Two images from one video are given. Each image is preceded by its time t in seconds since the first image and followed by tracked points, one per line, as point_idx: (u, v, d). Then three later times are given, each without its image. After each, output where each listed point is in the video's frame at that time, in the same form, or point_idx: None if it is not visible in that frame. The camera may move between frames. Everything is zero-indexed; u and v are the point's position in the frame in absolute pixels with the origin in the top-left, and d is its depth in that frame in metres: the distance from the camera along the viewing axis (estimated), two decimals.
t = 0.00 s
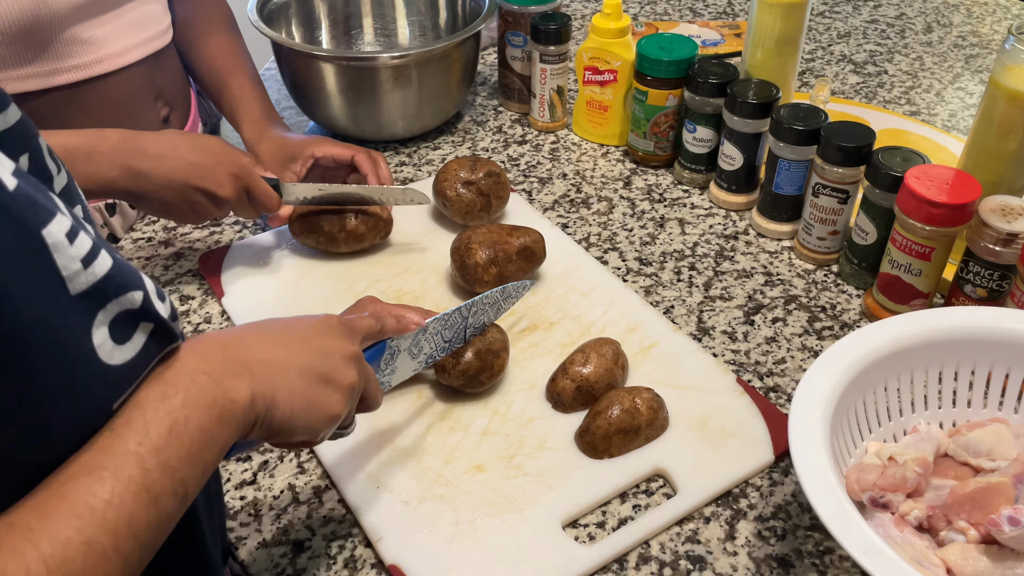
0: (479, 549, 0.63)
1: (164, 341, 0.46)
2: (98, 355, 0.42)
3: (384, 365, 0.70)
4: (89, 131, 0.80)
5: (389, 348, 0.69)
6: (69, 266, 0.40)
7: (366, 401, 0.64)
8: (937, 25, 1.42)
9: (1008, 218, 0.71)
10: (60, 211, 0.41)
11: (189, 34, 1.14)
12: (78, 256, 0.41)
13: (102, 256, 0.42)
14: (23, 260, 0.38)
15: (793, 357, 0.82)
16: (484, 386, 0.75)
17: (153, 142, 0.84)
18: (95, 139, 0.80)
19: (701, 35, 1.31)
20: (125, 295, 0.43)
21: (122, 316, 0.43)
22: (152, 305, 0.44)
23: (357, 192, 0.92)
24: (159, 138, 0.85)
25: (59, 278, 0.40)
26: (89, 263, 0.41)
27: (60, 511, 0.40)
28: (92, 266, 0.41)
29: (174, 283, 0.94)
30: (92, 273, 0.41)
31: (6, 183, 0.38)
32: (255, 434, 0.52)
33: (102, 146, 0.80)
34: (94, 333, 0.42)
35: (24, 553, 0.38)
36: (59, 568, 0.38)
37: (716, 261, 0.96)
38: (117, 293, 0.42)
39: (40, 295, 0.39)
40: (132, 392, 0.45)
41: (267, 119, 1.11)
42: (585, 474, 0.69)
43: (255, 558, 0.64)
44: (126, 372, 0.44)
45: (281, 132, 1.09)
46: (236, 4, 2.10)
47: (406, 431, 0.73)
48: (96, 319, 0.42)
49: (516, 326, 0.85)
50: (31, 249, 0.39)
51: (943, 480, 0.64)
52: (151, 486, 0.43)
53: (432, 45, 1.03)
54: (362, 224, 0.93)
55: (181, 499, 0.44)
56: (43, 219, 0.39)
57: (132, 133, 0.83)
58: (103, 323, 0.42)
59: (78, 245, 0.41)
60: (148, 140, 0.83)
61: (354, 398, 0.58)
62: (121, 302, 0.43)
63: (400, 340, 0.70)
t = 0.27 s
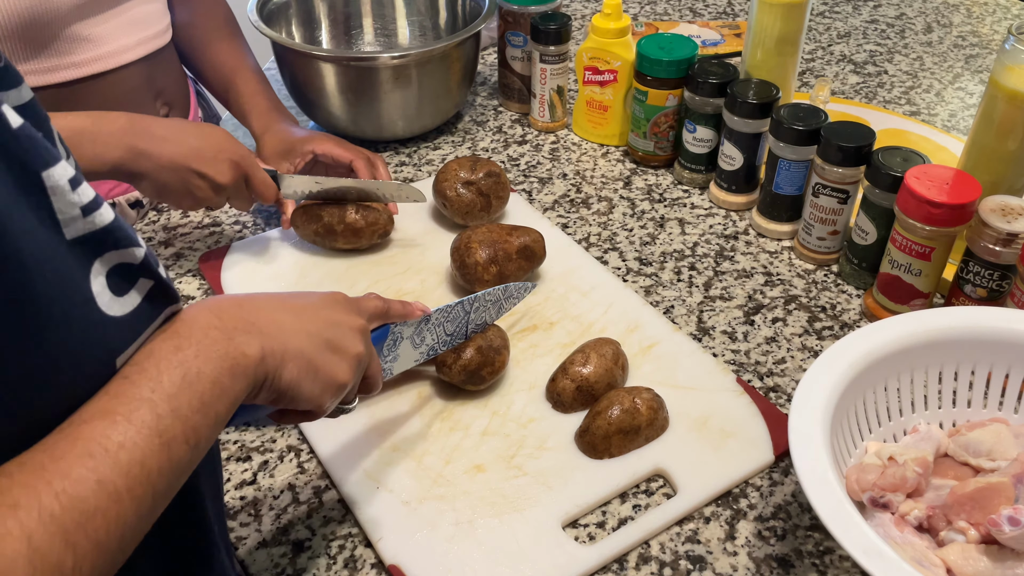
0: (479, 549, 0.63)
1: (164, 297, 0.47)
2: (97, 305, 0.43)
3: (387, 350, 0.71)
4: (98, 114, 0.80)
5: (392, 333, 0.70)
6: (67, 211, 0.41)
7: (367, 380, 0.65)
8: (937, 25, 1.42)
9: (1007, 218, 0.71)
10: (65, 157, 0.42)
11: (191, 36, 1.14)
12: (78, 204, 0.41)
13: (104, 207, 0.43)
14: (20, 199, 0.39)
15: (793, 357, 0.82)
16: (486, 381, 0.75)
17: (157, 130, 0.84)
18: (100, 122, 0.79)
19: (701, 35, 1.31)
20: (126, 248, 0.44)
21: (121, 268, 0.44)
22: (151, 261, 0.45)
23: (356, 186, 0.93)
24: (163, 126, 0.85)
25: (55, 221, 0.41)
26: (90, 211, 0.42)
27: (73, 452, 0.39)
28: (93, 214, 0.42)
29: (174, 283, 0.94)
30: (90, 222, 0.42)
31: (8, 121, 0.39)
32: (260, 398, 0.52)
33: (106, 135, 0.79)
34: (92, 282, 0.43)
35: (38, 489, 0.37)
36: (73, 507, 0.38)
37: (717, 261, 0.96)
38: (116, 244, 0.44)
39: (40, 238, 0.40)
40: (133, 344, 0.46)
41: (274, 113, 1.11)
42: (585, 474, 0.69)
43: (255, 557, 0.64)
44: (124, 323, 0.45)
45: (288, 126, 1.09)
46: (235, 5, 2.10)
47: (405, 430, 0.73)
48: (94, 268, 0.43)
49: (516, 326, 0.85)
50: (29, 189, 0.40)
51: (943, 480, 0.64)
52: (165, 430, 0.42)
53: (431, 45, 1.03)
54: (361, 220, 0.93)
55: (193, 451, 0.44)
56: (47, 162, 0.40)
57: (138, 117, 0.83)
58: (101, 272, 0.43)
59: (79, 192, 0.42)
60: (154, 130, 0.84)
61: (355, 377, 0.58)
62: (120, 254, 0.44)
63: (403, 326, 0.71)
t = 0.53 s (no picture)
0: (479, 549, 0.63)
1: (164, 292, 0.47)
2: (95, 300, 0.43)
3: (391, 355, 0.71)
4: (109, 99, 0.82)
5: (396, 336, 0.70)
6: (65, 208, 0.41)
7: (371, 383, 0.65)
8: (937, 25, 1.42)
9: (1007, 218, 0.71)
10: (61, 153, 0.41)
11: (193, 35, 1.14)
12: (76, 199, 0.41)
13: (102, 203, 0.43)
14: (18, 196, 0.39)
15: (793, 357, 0.82)
16: (487, 380, 0.75)
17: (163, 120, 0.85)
18: (110, 104, 0.81)
19: (701, 35, 1.31)
20: (126, 245, 0.44)
21: (121, 265, 0.44)
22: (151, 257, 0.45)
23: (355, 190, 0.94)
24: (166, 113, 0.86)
25: (54, 220, 0.41)
26: (87, 208, 0.42)
27: (95, 442, 0.40)
28: (90, 211, 0.42)
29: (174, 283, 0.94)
30: (88, 218, 0.42)
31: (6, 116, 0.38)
32: (270, 400, 0.52)
33: (111, 124, 0.80)
34: (91, 278, 0.43)
35: (58, 476, 0.38)
36: (90, 496, 0.38)
37: (717, 260, 0.96)
38: (115, 241, 0.43)
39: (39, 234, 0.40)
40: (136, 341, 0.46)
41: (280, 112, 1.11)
42: (586, 474, 0.69)
43: (255, 557, 0.64)
44: (124, 320, 0.45)
45: (295, 125, 1.09)
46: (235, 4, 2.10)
47: (405, 430, 0.73)
48: (93, 265, 0.43)
49: (516, 325, 0.85)
50: (27, 184, 0.39)
51: (943, 480, 0.64)
52: (182, 428, 0.42)
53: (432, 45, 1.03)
54: (362, 219, 0.93)
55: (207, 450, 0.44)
56: (42, 159, 0.40)
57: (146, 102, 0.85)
58: (101, 269, 0.43)
59: (77, 188, 0.41)
60: (162, 117, 0.85)
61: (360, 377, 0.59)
62: (119, 252, 0.44)
63: (406, 330, 0.71)
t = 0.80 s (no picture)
0: (479, 549, 0.63)
1: (152, 293, 0.47)
2: (82, 300, 0.43)
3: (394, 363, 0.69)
4: (115, 91, 0.84)
5: (397, 347, 0.68)
6: (47, 206, 0.41)
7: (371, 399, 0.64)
8: (937, 25, 1.42)
9: (1007, 218, 0.71)
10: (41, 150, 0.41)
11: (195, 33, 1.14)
12: (57, 197, 0.41)
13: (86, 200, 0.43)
14: None
15: (793, 357, 0.82)
16: (486, 381, 0.75)
17: (167, 114, 0.86)
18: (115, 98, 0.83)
19: (701, 35, 1.31)
20: (110, 244, 0.44)
21: (107, 265, 0.44)
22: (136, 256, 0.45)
23: (356, 191, 0.94)
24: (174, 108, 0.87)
25: (36, 218, 0.41)
26: (69, 206, 0.42)
27: (110, 447, 0.40)
28: (73, 208, 0.42)
29: (174, 283, 0.94)
30: (72, 216, 0.42)
31: None
32: (276, 413, 0.52)
33: (115, 116, 0.82)
34: (77, 278, 0.43)
35: (73, 480, 0.38)
36: (104, 501, 0.38)
37: (717, 260, 0.96)
38: (101, 241, 0.44)
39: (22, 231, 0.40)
40: (128, 342, 0.46)
41: (282, 111, 1.11)
42: (586, 474, 0.68)
43: (255, 557, 0.64)
44: (114, 320, 0.45)
45: (298, 124, 1.09)
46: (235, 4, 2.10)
47: (405, 430, 0.73)
48: (78, 264, 0.43)
49: (516, 325, 0.85)
50: (8, 181, 0.39)
51: (943, 480, 0.64)
52: (195, 437, 0.43)
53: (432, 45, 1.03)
54: (362, 218, 0.93)
55: (214, 460, 0.44)
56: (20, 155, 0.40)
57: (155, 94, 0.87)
58: (87, 269, 0.43)
59: (58, 185, 0.41)
60: (168, 109, 0.86)
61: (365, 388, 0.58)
62: (105, 250, 0.44)
63: (409, 339, 0.69)
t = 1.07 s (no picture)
0: (479, 549, 0.63)
1: (143, 322, 0.50)
2: (73, 334, 0.45)
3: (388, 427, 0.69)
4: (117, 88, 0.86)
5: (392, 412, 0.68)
6: (33, 241, 0.43)
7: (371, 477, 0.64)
8: (937, 25, 1.42)
9: (1007, 218, 0.71)
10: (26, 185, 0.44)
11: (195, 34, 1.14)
12: (42, 232, 0.44)
13: (70, 234, 0.45)
14: None
15: (793, 357, 0.82)
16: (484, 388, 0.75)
17: (170, 112, 0.88)
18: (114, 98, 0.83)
19: (701, 35, 1.31)
20: (99, 275, 0.46)
21: (97, 297, 0.46)
22: (121, 286, 0.48)
23: (357, 192, 0.95)
24: (176, 108, 0.89)
25: (25, 255, 0.43)
26: (53, 240, 0.44)
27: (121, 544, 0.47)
28: (57, 241, 0.44)
29: (174, 283, 0.94)
30: (57, 250, 0.44)
31: None
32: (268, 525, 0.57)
33: (116, 113, 0.84)
34: (68, 312, 0.45)
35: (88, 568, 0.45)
36: None
37: (717, 260, 0.96)
38: (87, 273, 0.46)
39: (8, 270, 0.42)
40: (122, 375, 0.48)
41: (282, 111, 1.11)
42: (586, 474, 0.68)
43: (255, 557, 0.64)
44: (106, 353, 0.47)
45: (297, 123, 1.09)
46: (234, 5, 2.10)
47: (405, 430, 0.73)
48: (69, 298, 0.45)
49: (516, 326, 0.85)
50: None
51: (943, 480, 0.64)
52: (195, 533, 0.50)
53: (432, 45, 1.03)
54: (362, 218, 0.93)
55: (207, 558, 0.51)
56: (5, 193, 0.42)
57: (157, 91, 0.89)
58: (78, 302, 0.45)
59: (42, 220, 0.44)
60: (170, 108, 0.88)
61: (366, 460, 0.61)
62: (92, 283, 0.46)
63: (403, 400, 0.69)
